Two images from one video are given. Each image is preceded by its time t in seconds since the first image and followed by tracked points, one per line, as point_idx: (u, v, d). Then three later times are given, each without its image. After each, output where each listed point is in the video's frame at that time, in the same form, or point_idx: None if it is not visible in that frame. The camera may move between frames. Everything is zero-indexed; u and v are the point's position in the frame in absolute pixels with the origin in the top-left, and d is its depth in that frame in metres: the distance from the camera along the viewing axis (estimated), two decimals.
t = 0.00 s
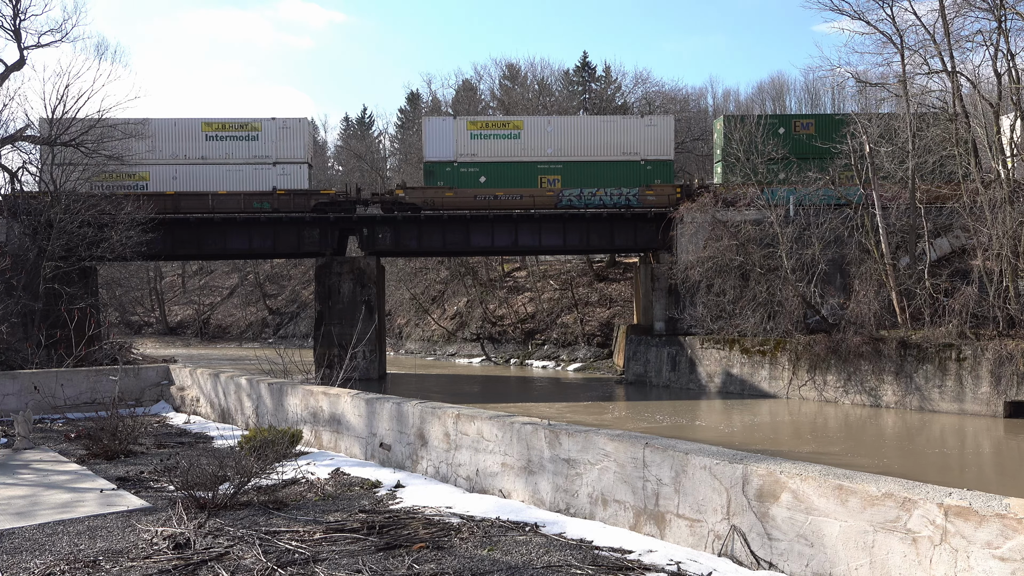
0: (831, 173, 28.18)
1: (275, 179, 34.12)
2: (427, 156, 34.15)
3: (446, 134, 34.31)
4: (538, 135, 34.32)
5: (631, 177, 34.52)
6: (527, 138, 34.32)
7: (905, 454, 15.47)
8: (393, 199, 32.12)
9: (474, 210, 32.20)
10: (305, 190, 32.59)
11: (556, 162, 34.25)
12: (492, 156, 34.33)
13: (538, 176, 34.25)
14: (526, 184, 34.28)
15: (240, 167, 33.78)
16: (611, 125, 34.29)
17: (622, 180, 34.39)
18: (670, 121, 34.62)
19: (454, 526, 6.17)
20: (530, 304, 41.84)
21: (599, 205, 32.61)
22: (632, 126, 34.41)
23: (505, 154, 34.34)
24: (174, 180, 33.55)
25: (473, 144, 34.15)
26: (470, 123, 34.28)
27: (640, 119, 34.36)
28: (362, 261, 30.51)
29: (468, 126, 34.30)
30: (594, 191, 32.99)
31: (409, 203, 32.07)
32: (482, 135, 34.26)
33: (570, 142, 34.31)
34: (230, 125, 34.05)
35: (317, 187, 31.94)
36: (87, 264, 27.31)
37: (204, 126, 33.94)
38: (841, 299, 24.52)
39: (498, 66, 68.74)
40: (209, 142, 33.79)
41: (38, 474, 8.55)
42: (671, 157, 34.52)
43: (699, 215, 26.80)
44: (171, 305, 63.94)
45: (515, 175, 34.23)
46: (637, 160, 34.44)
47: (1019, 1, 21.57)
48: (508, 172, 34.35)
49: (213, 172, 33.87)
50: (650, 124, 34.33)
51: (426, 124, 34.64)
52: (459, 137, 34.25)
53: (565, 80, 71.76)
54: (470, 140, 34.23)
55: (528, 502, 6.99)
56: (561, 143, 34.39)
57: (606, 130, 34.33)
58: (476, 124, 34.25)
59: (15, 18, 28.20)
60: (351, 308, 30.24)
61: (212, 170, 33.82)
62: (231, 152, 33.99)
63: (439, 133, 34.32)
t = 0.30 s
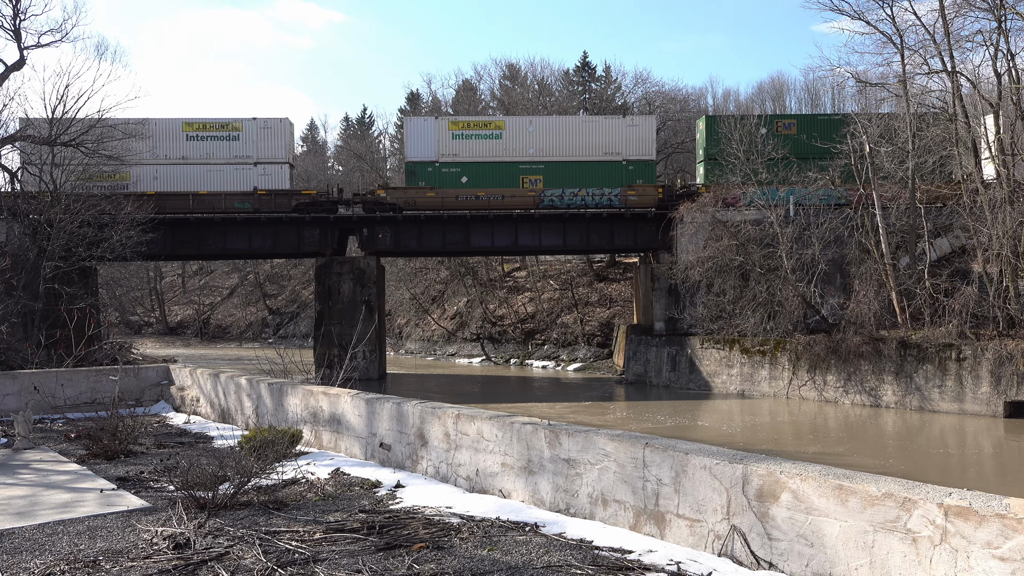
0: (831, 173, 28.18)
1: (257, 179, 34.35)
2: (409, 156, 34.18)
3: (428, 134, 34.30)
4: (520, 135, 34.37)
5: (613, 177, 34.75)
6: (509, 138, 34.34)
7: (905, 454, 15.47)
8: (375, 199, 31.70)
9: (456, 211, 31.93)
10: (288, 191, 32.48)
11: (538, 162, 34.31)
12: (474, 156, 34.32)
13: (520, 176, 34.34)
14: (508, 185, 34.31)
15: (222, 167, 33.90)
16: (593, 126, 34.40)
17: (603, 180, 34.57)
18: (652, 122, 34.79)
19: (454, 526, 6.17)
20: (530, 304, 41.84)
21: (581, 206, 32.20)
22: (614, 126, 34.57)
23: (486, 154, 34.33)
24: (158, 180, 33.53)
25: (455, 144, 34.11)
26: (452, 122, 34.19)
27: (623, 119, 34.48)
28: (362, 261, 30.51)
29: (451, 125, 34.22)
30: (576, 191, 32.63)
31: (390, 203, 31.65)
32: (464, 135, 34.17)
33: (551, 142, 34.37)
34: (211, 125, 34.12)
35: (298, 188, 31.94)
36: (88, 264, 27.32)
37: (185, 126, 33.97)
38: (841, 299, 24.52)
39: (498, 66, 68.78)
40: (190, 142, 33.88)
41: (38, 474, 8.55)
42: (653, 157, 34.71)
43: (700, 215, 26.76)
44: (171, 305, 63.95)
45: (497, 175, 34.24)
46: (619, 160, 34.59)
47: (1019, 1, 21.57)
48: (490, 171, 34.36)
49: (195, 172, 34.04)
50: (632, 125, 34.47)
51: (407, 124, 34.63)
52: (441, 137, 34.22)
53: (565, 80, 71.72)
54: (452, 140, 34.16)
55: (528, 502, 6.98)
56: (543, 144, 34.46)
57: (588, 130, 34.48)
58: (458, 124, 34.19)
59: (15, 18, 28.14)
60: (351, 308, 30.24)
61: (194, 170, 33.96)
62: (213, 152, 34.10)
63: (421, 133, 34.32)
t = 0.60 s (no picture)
0: (831, 173, 28.17)
1: (240, 179, 34.33)
2: (392, 156, 34.25)
3: (412, 135, 34.44)
4: (504, 135, 34.40)
5: (597, 177, 34.72)
6: (492, 139, 34.38)
7: (905, 454, 15.47)
8: (358, 200, 31.67)
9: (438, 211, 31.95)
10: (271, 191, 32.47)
11: (521, 162, 34.33)
12: (457, 156, 34.37)
13: (504, 176, 34.32)
14: (491, 185, 34.32)
15: (205, 167, 33.96)
16: (577, 126, 34.39)
17: (587, 180, 34.51)
18: (636, 122, 34.86)
19: (454, 526, 6.17)
20: (530, 304, 41.83)
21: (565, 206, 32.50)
22: (598, 126, 34.53)
23: (469, 154, 34.39)
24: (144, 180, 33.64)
25: (437, 144, 34.17)
26: (435, 123, 34.34)
27: (606, 119, 34.47)
28: (362, 261, 30.51)
29: (434, 126, 34.33)
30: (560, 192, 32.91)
31: (374, 203, 31.74)
32: (447, 135, 34.28)
33: (535, 142, 34.38)
34: (194, 125, 34.29)
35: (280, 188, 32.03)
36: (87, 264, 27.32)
37: (168, 126, 34.11)
38: (841, 299, 24.53)
39: (498, 66, 68.83)
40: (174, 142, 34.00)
41: (38, 474, 8.55)
42: (637, 157, 34.80)
43: (699, 215, 26.72)
44: (171, 305, 63.94)
45: (480, 175, 34.27)
46: (603, 160, 34.58)
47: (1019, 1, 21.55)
48: (473, 172, 34.36)
49: (178, 172, 34.12)
50: (615, 124, 34.49)
51: (390, 124, 34.77)
52: (424, 137, 34.35)
53: (565, 80, 71.70)
54: (435, 140, 34.25)
55: (528, 502, 6.99)
56: (526, 144, 34.50)
57: (571, 130, 34.48)
58: (441, 124, 34.30)
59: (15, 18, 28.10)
60: (351, 308, 30.24)
61: (178, 170, 34.05)
62: (196, 152, 34.23)
63: (405, 133, 34.47)
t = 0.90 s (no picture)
0: (831, 173, 28.19)
1: (220, 179, 34.27)
2: (375, 156, 34.32)
3: (394, 135, 34.48)
4: (486, 135, 34.43)
5: (579, 177, 34.80)
6: (474, 138, 34.38)
7: (905, 454, 15.46)
8: (340, 200, 31.82)
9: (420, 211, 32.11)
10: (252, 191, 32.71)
11: (504, 162, 34.33)
12: (439, 156, 34.34)
13: (486, 176, 34.33)
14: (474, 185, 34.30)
15: (186, 166, 34.06)
16: (559, 126, 34.42)
17: (570, 180, 34.57)
18: (618, 122, 34.91)
19: (454, 526, 6.17)
20: (530, 304, 41.83)
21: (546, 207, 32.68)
22: (579, 126, 34.68)
23: (452, 154, 34.33)
24: (143, 181, 33.85)
25: (419, 144, 34.16)
26: (417, 123, 34.39)
27: (588, 119, 34.57)
28: (362, 261, 30.51)
29: (416, 126, 34.35)
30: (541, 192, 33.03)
31: (356, 203, 31.80)
32: (429, 135, 34.28)
33: (517, 142, 34.33)
34: (175, 125, 34.43)
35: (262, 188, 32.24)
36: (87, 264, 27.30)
37: (149, 126, 34.22)
38: (841, 299, 24.53)
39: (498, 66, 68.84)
40: (155, 142, 34.08)
41: (38, 474, 8.55)
42: (619, 157, 34.84)
43: (699, 215, 26.67)
44: (171, 305, 63.93)
45: (462, 175, 34.23)
46: (586, 160, 34.70)
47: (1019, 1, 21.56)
48: (455, 171, 34.32)
49: (159, 172, 34.18)
50: (596, 124, 34.59)
51: (373, 125, 34.84)
52: (406, 137, 34.37)
53: (565, 80, 71.66)
54: (418, 140, 34.25)
55: (528, 502, 6.99)
56: (509, 144, 34.49)
57: (553, 130, 34.46)
58: (423, 124, 34.32)
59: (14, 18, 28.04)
60: (351, 308, 30.24)
61: (159, 170, 34.11)
62: (177, 152, 34.34)
63: (387, 133, 34.59)
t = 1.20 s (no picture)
0: (830, 173, 28.20)
1: (204, 180, 34.48)
2: (358, 156, 34.43)
3: (377, 135, 34.49)
4: (469, 135, 34.45)
5: (563, 178, 34.83)
6: (458, 139, 34.41)
7: (906, 454, 15.46)
8: (323, 201, 31.75)
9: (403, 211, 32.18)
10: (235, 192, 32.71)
11: (487, 162, 34.37)
12: (422, 156, 34.41)
13: (469, 176, 34.35)
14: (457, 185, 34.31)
15: (169, 166, 34.15)
16: (542, 126, 34.48)
17: (553, 180, 34.64)
18: (602, 122, 34.99)
19: (454, 526, 6.17)
20: (530, 304, 41.83)
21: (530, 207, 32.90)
22: (562, 126, 34.65)
23: (435, 154, 34.41)
24: (143, 181, 34.00)
25: (402, 144, 34.24)
26: (400, 123, 34.49)
27: (571, 119, 34.59)
28: (362, 260, 30.51)
29: (399, 126, 34.46)
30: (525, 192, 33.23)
31: (340, 204, 31.84)
32: (412, 135, 34.38)
33: (500, 142, 34.39)
34: (157, 125, 34.41)
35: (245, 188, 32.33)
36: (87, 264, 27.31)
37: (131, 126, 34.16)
38: (841, 299, 24.53)
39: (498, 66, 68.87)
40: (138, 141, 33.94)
41: (38, 474, 8.54)
42: (603, 157, 34.81)
43: (699, 215, 26.64)
44: (171, 305, 63.94)
45: (446, 175, 34.26)
46: (569, 160, 34.69)
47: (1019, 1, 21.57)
48: (439, 171, 34.38)
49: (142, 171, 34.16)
50: (580, 124, 34.67)
51: (356, 125, 34.80)
52: (389, 137, 34.47)
53: (565, 80, 71.62)
54: (401, 140, 34.36)
55: (528, 502, 6.98)
56: (492, 144, 34.55)
57: (537, 130, 34.52)
58: (406, 124, 34.45)
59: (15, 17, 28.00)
60: (351, 309, 30.23)
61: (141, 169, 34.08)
62: (160, 152, 34.37)
63: (371, 133, 34.58)
